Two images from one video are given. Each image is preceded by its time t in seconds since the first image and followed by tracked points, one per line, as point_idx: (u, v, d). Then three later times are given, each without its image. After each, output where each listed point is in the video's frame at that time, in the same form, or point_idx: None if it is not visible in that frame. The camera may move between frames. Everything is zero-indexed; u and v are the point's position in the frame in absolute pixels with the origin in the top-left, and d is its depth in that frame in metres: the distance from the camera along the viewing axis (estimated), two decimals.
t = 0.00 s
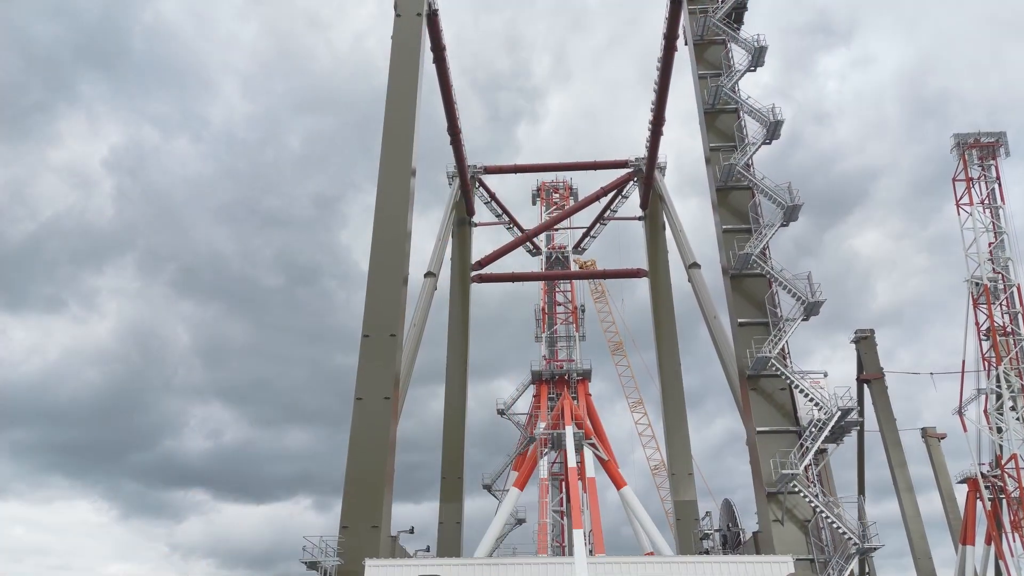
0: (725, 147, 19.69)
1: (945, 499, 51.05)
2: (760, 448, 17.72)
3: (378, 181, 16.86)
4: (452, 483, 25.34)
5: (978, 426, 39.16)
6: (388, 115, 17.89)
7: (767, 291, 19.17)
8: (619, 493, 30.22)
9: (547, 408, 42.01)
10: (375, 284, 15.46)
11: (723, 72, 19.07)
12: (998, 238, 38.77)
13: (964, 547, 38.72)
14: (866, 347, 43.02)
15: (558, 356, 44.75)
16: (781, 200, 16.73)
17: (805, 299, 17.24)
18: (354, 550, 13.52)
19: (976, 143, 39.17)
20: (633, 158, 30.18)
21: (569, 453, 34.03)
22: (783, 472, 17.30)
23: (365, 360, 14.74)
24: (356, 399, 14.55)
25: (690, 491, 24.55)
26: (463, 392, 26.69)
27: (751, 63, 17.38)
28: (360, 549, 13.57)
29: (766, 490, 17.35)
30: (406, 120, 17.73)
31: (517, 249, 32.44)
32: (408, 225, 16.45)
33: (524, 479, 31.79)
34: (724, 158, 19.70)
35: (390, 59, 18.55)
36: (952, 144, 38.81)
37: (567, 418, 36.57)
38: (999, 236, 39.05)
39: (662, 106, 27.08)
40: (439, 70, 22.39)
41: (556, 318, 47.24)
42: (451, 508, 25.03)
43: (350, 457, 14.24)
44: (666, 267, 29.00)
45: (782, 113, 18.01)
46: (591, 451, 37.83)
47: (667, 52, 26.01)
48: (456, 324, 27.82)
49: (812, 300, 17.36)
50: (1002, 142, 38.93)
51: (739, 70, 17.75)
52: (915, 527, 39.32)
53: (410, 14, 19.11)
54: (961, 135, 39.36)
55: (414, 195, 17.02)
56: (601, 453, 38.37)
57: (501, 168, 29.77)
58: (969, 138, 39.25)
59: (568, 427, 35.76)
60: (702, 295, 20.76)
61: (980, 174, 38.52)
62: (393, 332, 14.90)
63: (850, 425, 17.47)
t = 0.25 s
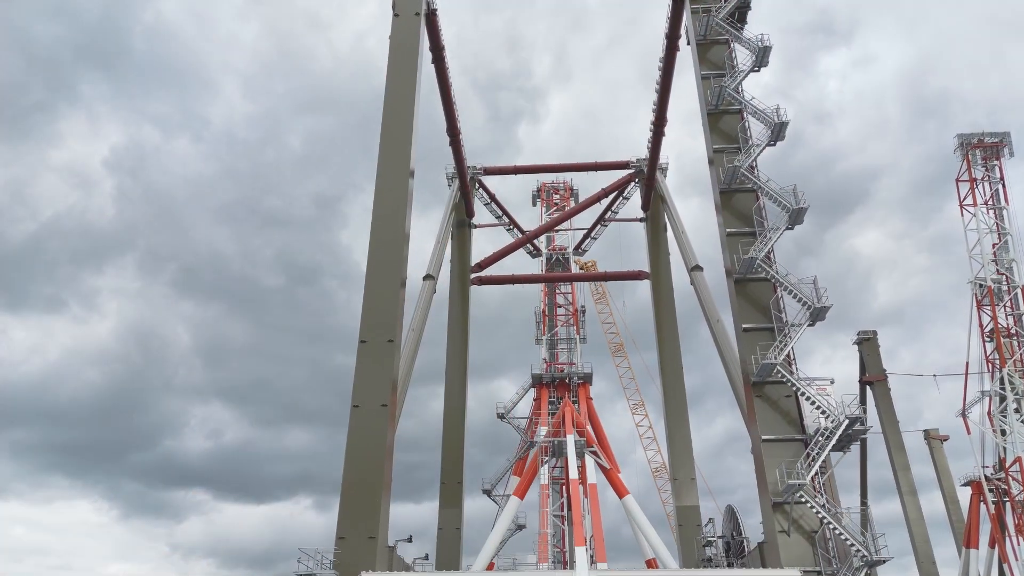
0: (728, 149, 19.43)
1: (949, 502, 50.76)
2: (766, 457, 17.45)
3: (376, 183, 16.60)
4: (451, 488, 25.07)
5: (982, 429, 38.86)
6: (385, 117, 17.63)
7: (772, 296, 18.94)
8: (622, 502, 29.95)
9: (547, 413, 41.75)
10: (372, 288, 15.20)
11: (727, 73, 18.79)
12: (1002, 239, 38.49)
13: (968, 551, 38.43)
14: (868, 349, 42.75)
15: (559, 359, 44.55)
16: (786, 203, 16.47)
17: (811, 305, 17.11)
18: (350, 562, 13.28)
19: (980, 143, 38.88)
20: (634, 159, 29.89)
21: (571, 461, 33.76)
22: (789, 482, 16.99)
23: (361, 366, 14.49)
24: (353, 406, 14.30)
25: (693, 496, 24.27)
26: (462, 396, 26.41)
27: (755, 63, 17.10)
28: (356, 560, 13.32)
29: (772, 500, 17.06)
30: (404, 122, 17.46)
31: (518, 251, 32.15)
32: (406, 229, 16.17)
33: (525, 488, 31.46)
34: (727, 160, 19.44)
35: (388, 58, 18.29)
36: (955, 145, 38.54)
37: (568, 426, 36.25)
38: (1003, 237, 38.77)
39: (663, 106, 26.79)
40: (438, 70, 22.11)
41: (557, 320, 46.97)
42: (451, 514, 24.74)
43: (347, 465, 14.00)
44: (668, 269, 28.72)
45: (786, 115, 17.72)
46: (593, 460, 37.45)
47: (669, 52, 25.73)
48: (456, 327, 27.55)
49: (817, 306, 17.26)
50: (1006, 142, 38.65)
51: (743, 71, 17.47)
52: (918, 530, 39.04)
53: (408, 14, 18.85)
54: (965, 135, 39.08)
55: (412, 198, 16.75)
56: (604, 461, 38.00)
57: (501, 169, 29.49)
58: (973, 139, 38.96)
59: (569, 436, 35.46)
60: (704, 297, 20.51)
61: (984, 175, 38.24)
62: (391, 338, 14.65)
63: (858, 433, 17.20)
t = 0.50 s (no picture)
0: (732, 149, 19.19)
1: (951, 503, 50.51)
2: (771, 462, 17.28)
3: (374, 183, 16.34)
4: (451, 492, 24.83)
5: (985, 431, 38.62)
6: (383, 116, 17.37)
7: (776, 299, 18.77)
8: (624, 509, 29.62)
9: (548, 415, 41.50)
10: (370, 291, 14.94)
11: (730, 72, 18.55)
12: (1005, 240, 38.24)
13: (971, 553, 38.19)
14: (871, 350, 42.51)
15: (559, 360, 44.29)
16: (791, 204, 16.25)
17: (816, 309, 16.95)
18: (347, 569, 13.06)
19: (983, 143, 38.62)
20: (635, 159, 29.65)
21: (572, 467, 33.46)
22: (795, 489, 16.80)
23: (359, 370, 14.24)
24: (350, 411, 14.07)
25: (695, 500, 23.98)
26: (462, 399, 26.17)
27: (758, 62, 16.85)
28: (353, 568, 13.10)
29: (777, 506, 16.88)
30: (402, 121, 17.21)
31: (518, 251, 31.90)
32: (405, 230, 15.92)
33: (523, 494, 31.18)
34: (730, 160, 19.20)
35: (387, 57, 18.04)
36: (958, 144, 38.28)
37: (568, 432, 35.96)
38: (1006, 237, 38.52)
39: (665, 106, 26.54)
40: (437, 68, 21.85)
41: (557, 321, 46.73)
42: (450, 518, 24.50)
43: (344, 471, 13.77)
44: (669, 270, 28.47)
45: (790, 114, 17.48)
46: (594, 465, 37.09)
47: (670, 51, 25.49)
48: (456, 329, 27.32)
49: (823, 309, 17.15)
50: (1010, 142, 38.39)
51: (746, 70, 17.23)
52: (921, 532, 38.79)
53: (407, 12, 18.60)
54: (968, 134, 38.82)
55: (411, 199, 16.48)
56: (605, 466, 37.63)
57: (500, 169, 29.24)
58: (976, 138, 38.70)
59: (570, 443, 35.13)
60: (707, 299, 20.28)
61: (987, 175, 38.00)
62: (389, 341, 14.39)
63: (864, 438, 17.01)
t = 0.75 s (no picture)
0: (736, 148, 18.97)
1: (953, 504, 50.25)
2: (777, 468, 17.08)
3: (371, 184, 16.05)
4: (450, 495, 24.56)
5: (989, 432, 38.34)
6: (381, 115, 17.09)
7: (781, 301, 18.61)
8: (627, 515, 29.34)
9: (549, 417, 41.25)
10: (366, 293, 14.66)
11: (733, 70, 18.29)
12: (1009, 239, 37.96)
13: (975, 555, 37.90)
14: (873, 350, 42.26)
15: (560, 362, 44.05)
16: (796, 204, 15.99)
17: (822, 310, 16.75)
18: None
19: (986, 142, 38.32)
20: (636, 159, 29.38)
21: (573, 472, 33.15)
22: (802, 496, 16.58)
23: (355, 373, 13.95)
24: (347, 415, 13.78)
25: (698, 504, 23.73)
26: (462, 402, 25.90)
27: (762, 59, 16.61)
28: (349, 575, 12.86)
29: (783, 514, 16.66)
30: (401, 120, 16.93)
31: (518, 251, 31.63)
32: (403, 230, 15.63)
33: (524, 500, 30.79)
34: (734, 159, 18.96)
35: (385, 55, 17.78)
36: (962, 144, 38.00)
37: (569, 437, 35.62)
38: (1010, 237, 38.24)
39: (666, 105, 26.26)
40: (435, 66, 21.57)
41: (558, 322, 46.48)
42: (450, 522, 24.23)
43: (341, 477, 13.50)
44: (671, 270, 28.19)
45: (794, 112, 17.19)
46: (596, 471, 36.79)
47: (672, 50, 25.21)
48: (455, 331, 27.06)
49: (829, 310, 16.96)
50: (1014, 141, 38.10)
51: (750, 67, 16.95)
52: (924, 534, 38.52)
53: (406, 10, 18.32)
54: (971, 134, 38.55)
55: (409, 199, 16.20)
56: (607, 471, 37.34)
57: (500, 168, 28.97)
58: (979, 137, 38.41)
59: (572, 449, 34.84)
60: (710, 300, 19.99)
61: (991, 174, 37.73)
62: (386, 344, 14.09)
63: (873, 444, 16.74)
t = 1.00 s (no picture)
0: (740, 147, 18.76)
1: (956, 506, 49.97)
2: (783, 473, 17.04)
3: (368, 182, 15.77)
4: (449, 498, 24.31)
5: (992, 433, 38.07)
6: (379, 112, 16.81)
7: (786, 302, 18.50)
8: (629, 521, 29.09)
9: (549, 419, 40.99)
10: (363, 294, 14.38)
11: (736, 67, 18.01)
12: (1013, 239, 37.68)
13: (978, 557, 37.62)
14: (876, 351, 42.00)
15: (561, 363, 43.78)
16: (801, 203, 15.72)
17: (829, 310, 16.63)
18: None
19: (990, 141, 38.02)
20: (637, 158, 29.12)
21: (573, 475, 32.86)
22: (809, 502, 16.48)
23: (352, 376, 13.68)
24: (343, 419, 13.50)
25: (699, 506, 23.50)
26: (461, 404, 25.64)
27: (766, 56, 16.35)
28: None
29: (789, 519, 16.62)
30: (398, 118, 16.66)
31: (518, 251, 31.36)
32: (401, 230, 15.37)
33: (525, 505, 30.52)
34: (738, 157, 18.70)
35: (382, 52, 17.51)
36: (965, 143, 37.72)
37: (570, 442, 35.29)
38: (1014, 237, 37.95)
39: (668, 104, 26.00)
40: (434, 64, 21.31)
41: (558, 323, 46.22)
42: (449, 525, 23.97)
43: (338, 481, 13.23)
44: (672, 270, 27.93)
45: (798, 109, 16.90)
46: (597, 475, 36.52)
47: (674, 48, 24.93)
48: (455, 333, 26.80)
49: (836, 311, 16.86)
50: (1018, 140, 37.80)
51: (753, 64, 16.68)
52: (927, 536, 38.23)
53: (404, 6, 18.06)
54: (974, 133, 38.25)
55: (407, 198, 15.92)
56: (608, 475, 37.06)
57: (500, 168, 28.70)
58: (982, 137, 38.12)
59: (573, 453, 34.53)
60: (712, 301, 19.66)
61: (995, 174, 37.44)
62: (383, 346, 13.81)
63: (881, 449, 16.63)
